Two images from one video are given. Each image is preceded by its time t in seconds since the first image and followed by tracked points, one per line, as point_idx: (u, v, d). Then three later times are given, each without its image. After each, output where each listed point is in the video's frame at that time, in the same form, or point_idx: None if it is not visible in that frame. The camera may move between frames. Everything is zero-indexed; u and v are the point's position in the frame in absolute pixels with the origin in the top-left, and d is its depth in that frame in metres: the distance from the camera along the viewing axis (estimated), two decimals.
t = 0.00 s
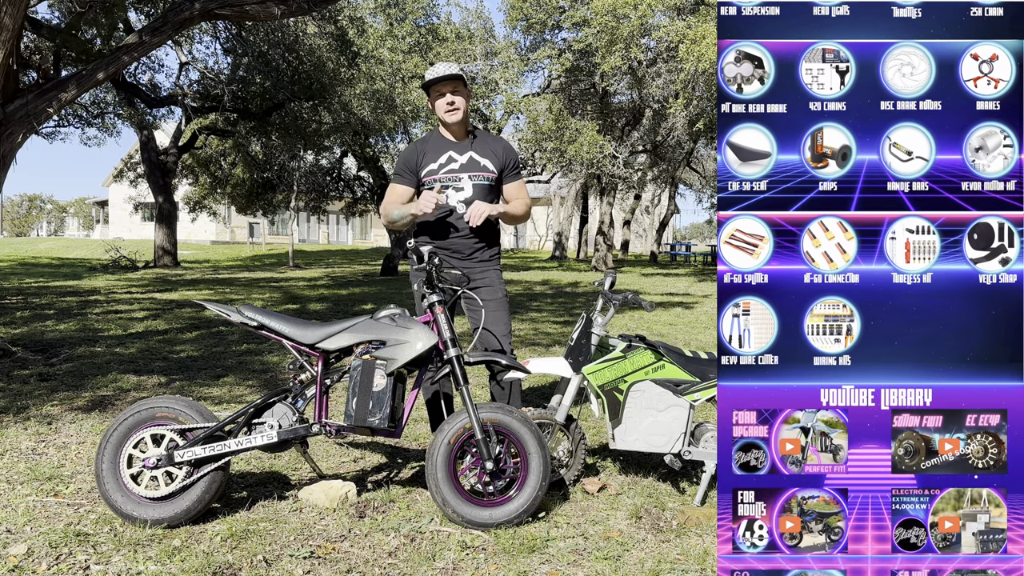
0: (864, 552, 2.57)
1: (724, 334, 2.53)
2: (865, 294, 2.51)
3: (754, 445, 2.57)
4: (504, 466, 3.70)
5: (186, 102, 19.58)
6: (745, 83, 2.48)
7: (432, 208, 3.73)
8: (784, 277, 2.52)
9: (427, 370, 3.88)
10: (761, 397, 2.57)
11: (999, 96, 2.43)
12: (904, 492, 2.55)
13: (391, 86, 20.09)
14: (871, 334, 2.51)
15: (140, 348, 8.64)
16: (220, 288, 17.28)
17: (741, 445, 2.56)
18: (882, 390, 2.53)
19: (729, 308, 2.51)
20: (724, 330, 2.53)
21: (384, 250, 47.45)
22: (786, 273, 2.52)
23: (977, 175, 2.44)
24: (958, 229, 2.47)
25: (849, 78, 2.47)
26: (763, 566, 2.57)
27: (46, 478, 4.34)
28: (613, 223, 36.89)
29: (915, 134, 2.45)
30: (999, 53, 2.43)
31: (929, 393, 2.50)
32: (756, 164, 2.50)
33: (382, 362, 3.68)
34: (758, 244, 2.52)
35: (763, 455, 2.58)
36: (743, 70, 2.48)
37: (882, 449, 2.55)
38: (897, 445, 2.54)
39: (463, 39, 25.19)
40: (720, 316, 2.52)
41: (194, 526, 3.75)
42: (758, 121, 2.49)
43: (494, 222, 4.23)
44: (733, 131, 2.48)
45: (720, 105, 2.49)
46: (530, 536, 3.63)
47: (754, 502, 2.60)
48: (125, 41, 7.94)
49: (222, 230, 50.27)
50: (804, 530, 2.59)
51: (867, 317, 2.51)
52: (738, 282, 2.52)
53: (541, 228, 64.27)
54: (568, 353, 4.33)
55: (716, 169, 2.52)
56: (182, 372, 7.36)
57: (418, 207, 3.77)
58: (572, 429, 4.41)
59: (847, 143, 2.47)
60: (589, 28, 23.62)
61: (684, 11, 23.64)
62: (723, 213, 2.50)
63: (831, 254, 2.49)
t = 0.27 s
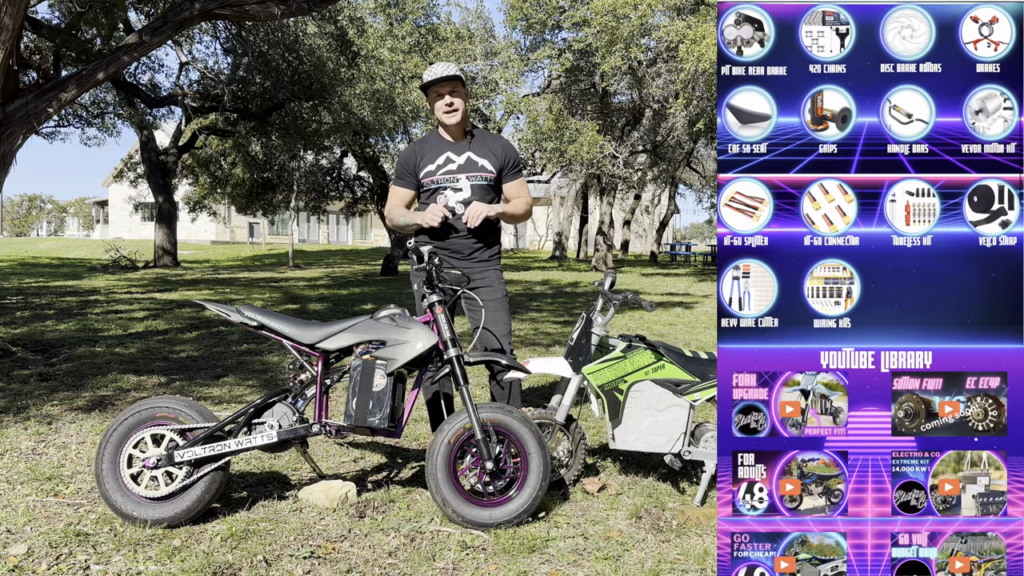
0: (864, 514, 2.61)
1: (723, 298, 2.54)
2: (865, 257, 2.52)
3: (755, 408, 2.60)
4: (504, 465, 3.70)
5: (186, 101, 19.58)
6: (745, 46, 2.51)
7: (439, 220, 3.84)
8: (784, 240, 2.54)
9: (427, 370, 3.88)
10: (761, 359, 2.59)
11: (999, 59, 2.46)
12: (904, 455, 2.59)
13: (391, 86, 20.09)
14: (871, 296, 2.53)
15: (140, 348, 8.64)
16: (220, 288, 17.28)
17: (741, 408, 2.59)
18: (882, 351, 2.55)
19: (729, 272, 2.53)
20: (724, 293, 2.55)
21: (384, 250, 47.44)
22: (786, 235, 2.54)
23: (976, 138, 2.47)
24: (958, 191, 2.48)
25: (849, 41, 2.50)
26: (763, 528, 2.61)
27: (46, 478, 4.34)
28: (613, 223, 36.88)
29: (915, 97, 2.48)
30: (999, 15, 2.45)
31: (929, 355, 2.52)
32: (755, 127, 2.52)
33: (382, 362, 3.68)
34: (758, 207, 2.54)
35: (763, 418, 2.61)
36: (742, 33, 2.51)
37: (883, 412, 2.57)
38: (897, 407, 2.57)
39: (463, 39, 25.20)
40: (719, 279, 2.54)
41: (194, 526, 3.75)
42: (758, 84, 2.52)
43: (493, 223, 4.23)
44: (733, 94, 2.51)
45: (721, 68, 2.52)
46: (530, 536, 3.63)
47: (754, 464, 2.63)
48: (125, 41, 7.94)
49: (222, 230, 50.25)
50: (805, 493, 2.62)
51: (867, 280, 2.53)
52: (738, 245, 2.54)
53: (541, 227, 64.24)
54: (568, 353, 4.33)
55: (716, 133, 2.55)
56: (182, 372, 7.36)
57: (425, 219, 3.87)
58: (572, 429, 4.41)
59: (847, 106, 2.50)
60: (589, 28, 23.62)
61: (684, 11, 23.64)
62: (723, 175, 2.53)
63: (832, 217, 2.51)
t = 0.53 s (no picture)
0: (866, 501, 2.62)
1: (724, 285, 2.57)
2: (865, 243, 2.55)
3: (755, 396, 2.63)
4: (504, 465, 3.70)
5: (186, 101, 19.58)
6: (745, 33, 2.54)
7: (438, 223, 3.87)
8: (783, 227, 2.57)
9: (427, 371, 3.88)
10: (762, 347, 2.61)
11: (999, 46, 2.49)
12: (904, 442, 2.59)
13: (392, 86, 20.08)
14: (871, 283, 2.55)
15: (140, 348, 8.65)
16: (221, 288, 17.28)
17: (741, 395, 2.62)
18: (882, 338, 2.57)
19: (729, 259, 2.56)
20: (725, 280, 2.58)
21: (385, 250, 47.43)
22: (786, 223, 2.57)
23: (977, 125, 2.50)
24: (958, 177, 2.51)
25: (849, 28, 2.53)
26: (763, 515, 2.65)
27: (46, 478, 4.34)
28: (613, 223, 36.88)
29: (915, 84, 2.51)
30: (1000, 3, 2.49)
31: (929, 342, 2.55)
32: (756, 114, 2.55)
33: (382, 363, 3.68)
34: (758, 194, 2.56)
35: (763, 405, 2.64)
36: (742, 20, 2.54)
37: (883, 399, 2.60)
38: (898, 394, 2.59)
39: (463, 39, 25.21)
40: (720, 266, 2.57)
41: (194, 526, 3.75)
42: (758, 71, 2.55)
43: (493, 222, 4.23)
44: (734, 81, 2.54)
45: (721, 55, 2.55)
46: (530, 536, 3.64)
47: (754, 452, 2.66)
48: (125, 41, 7.94)
49: (222, 230, 50.22)
50: (804, 480, 2.65)
51: (867, 267, 2.55)
52: (738, 232, 2.57)
53: (541, 227, 64.21)
54: (568, 353, 4.33)
55: (716, 120, 2.58)
56: (182, 372, 7.36)
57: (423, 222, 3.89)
58: (572, 429, 4.41)
59: (847, 94, 2.53)
60: (589, 28, 23.62)
61: (684, 11, 23.64)
62: (724, 162, 2.55)
63: (832, 204, 2.54)
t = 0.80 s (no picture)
0: (864, 501, 2.73)
1: (724, 285, 2.63)
2: (865, 244, 2.59)
3: (754, 395, 2.70)
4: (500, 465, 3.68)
5: (186, 102, 19.58)
6: (745, 33, 2.58)
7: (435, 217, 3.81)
8: (784, 227, 2.61)
9: (426, 371, 3.87)
10: (762, 346, 2.67)
11: (999, 46, 2.53)
12: (904, 442, 2.68)
13: (392, 87, 20.09)
14: (871, 282, 2.60)
15: (140, 348, 8.65)
16: (221, 288, 17.28)
17: (741, 395, 2.69)
18: (882, 338, 2.63)
19: (729, 259, 2.61)
20: (725, 280, 2.63)
21: (385, 250, 47.38)
22: (786, 223, 2.61)
23: (976, 125, 2.54)
24: (958, 178, 2.55)
25: (849, 28, 2.57)
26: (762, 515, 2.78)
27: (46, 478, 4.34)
28: (613, 223, 36.88)
29: (915, 84, 2.55)
30: (999, 3, 2.52)
31: (929, 342, 2.60)
32: (756, 114, 2.59)
33: (382, 363, 3.67)
34: (758, 194, 2.61)
35: (764, 405, 2.70)
36: (743, 20, 2.58)
37: (883, 399, 2.66)
38: (897, 394, 2.66)
39: (463, 39, 25.22)
40: (720, 267, 2.62)
41: (194, 525, 3.78)
42: (758, 71, 2.58)
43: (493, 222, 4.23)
44: (734, 81, 2.57)
45: (721, 55, 2.59)
46: (530, 536, 3.64)
47: (755, 451, 2.75)
48: (125, 41, 7.94)
49: (222, 230, 50.21)
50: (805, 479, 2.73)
51: (867, 267, 2.59)
52: (738, 232, 2.61)
53: (541, 227, 64.14)
54: (568, 354, 4.34)
55: (717, 120, 2.62)
56: (182, 373, 7.36)
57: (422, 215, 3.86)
58: (572, 430, 4.35)
59: (847, 93, 2.57)
60: (589, 28, 23.63)
61: (684, 12, 23.64)
62: (724, 162, 2.60)
63: (832, 204, 2.58)
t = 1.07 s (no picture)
0: (864, 501, 2.76)
1: (724, 285, 2.66)
2: (865, 244, 2.63)
3: (755, 395, 2.73)
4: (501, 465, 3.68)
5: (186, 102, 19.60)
6: (745, 33, 2.60)
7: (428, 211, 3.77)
8: (783, 227, 2.65)
9: (426, 372, 3.86)
10: (762, 346, 2.71)
11: (999, 46, 2.56)
12: (904, 442, 2.72)
13: (392, 87, 20.10)
14: (871, 281, 2.64)
15: (140, 349, 8.65)
16: (221, 289, 17.29)
17: (741, 395, 2.72)
18: (882, 338, 2.67)
19: (729, 259, 2.65)
20: (725, 280, 2.67)
21: (385, 250, 47.41)
22: (786, 222, 2.65)
23: (976, 125, 2.57)
24: (958, 178, 2.59)
25: (848, 28, 2.60)
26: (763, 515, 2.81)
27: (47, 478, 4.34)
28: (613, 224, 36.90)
29: (915, 84, 2.58)
30: (999, 2, 2.55)
31: (929, 341, 2.64)
32: (756, 114, 2.62)
33: (382, 363, 3.67)
34: (758, 194, 2.64)
35: (763, 405, 2.74)
36: (743, 20, 2.61)
37: (883, 399, 2.70)
38: (898, 394, 2.69)
39: (464, 39, 25.24)
40: (720, 267, 2.65)
41: (194, 526, 3.78)
42: (758, 71, 2.61)
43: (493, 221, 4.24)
44: (734, 81, 2.61)
45: (721, 55, 2.62)
46: (530, 537, 3.65)
47: (755, 451, 2.78)
48: (126, 42, 7.94)
49: (222, 231, 50.27)
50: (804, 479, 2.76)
51: (867, 266, 2.63)
52: (738, 232, 2.65)
53: (542, 227, 64.13)
54: (569, 354, 4.35)
55: (717, 120, 2.65)
56: (183, 373, 7.37)
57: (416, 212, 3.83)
58: (572, 430, 4.36)
59: (847, 94, 2.60)
60: (589, 28, 23.65)
61: (684, 12, 23.66)
62: (724, 162, 2.64)
63: (832, 204, 2.62)
